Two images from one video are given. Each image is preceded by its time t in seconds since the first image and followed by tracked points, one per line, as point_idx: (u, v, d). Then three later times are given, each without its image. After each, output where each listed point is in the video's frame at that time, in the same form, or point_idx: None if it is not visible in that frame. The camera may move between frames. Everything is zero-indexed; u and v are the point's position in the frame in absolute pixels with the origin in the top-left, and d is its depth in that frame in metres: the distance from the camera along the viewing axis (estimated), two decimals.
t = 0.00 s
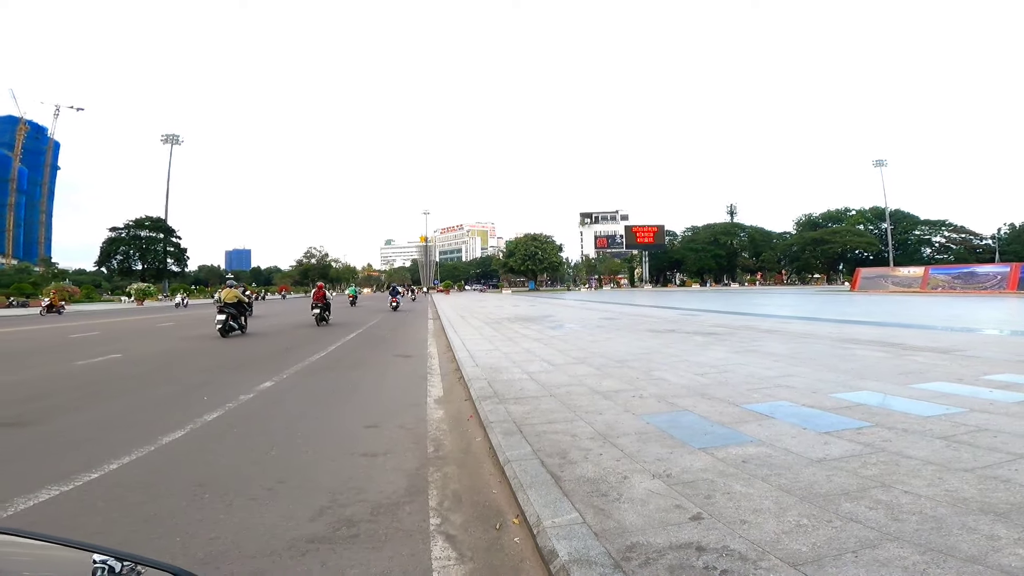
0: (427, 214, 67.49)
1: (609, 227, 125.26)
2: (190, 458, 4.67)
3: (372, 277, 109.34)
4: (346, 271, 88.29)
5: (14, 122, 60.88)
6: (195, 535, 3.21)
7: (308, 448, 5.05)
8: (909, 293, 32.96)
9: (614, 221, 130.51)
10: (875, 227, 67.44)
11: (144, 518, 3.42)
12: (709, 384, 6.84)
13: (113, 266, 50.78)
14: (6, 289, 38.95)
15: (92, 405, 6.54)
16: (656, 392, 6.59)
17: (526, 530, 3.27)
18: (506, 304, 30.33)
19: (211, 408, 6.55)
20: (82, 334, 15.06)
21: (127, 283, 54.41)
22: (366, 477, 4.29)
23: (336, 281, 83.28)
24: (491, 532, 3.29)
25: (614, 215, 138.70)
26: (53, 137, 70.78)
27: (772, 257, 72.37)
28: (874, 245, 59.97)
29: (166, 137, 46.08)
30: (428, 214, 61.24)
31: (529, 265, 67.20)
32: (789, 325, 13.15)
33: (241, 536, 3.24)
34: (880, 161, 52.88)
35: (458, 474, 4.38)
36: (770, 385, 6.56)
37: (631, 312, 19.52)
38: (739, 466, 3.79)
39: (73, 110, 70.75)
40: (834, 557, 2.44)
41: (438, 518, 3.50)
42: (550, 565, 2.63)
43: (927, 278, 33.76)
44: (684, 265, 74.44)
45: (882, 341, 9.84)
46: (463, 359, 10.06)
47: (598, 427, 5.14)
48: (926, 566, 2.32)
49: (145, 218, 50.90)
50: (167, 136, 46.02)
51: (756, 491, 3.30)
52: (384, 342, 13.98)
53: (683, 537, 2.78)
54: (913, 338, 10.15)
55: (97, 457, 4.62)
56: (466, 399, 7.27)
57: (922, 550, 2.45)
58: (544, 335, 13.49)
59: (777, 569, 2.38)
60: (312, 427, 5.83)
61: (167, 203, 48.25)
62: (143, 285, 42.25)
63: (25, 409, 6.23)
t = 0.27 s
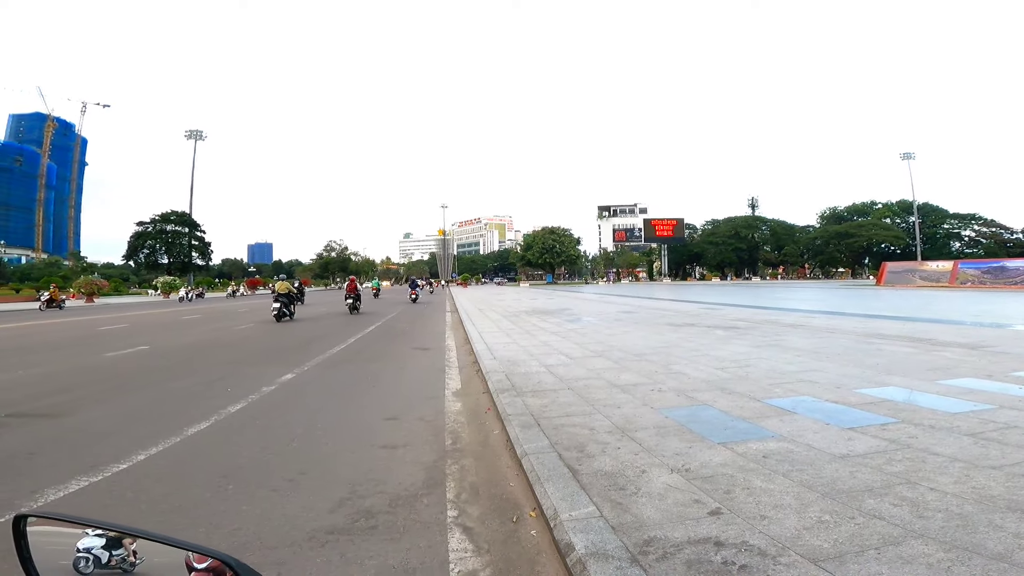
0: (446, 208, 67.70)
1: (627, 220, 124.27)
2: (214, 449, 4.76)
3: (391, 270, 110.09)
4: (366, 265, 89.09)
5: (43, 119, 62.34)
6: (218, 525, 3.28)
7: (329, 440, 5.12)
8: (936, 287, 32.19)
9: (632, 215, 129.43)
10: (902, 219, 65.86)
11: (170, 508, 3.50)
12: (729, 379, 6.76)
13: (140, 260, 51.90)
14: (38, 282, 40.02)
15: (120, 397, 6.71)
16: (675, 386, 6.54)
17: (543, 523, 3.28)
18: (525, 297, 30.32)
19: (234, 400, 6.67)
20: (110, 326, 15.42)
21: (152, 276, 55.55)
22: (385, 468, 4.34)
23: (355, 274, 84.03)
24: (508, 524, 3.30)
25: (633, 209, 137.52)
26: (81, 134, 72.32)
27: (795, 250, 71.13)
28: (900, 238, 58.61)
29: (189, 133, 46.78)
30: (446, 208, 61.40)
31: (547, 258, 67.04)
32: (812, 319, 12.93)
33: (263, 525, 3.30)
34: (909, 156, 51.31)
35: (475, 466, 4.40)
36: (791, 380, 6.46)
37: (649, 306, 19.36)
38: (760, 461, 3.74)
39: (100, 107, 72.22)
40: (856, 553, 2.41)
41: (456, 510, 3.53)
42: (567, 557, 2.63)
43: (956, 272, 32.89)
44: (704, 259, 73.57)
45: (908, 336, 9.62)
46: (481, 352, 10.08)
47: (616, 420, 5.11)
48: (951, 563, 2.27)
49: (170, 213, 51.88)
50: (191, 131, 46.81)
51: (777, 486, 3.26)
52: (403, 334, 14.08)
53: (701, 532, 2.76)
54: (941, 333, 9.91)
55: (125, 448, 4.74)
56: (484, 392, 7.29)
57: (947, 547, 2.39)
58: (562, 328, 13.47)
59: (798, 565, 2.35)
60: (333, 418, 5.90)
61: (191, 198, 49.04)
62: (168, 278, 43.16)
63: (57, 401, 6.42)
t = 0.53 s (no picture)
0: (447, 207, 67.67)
1: (630, 218, 124.07)
2: (217, 448, 4.78)
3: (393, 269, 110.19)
4: (368, 264, 89.19)
5: (46, 121, 62.56)
6: (220, 524, 3.30)
7: (331, 438, 5.13)
8: (939, 283, 32.06)
9: (635, 213, 129.23)
10: (906, 216, 65.61)
11: (173, 507, 3.52)
12: (731, 376, 6.75)
13: (143, 260, 52.08)
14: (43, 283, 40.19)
15: (123, 396, 6.74)
16: (676, 384, 6.53)
17: (543, 521, 3.28)
18: (527, 296, 30.31)
19: (236, 399, 6.69)
20: (114, 326, 15.48)
21: (156, 276, 55.72)
22: (387, 467, 4.35)
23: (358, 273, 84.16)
24: (508, 523, 3.30)
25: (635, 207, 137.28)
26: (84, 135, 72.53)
27: (798, 247, 70.92)
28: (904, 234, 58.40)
29: (191, 133, 46.88)
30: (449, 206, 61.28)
31: (549, 257, 67.00)
32: (814, 316, 12.89)
33: (264, 524, 3.31)
34: (912, 152, 51.11)
35: (476, 464, 4.40)
36: (793, 378, 6.45)
37: (652, 304, 19.34)
38: (761, 459, 3.73)
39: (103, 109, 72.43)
40: (856, 551, 2.40)
41: (456, 508, 3.53)
42: (566, 555, 2.64)
43: (960, 269, 32.75)
44: (707, 256, 73.42)
45: (911, 333, 9.59)
46: (483, 350, 10.09)
47: (617, 418, 5.11)
48: (950, 561, 2.26)
49: (172, 213, 52.03)
50: (192, 132, 46.93)
51: (776, 484, 3.26)
52: (405, 333, 14.10)
53: (700, 529, 2.76)
54: (944, 330, 9.87)
55: (129, 447, 4.76)
56: (486, 390, 7.29)
57: (948, 545, 2.38)
58: (565, 326, 13.46)
59: (797, 563, 2.34)
60: (335, 417, 5.92)
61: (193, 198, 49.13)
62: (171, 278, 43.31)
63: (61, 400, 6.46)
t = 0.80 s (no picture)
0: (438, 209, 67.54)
1: (621, 219, 124.53)
2: (208, 452, 4.74)
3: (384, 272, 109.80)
4: (359, 267, 88.83)
5: (31, 124, 61.86)
6: (211, 528, 3.28)
7: (322, 442, 5.11)
8: (925, 282, 32.46)
9: (625, 214, 129.72)
10: (892, 216, 66.35)
11: (163, 511, 3.49)
12: (721, 376, 6.79)
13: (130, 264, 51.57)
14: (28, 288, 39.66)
15: (112, 401, 6.67)
16: (667, 384, 6.56)
17: (535, 523, 3.29)
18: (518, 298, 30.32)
19: (226, 403, 6.65)
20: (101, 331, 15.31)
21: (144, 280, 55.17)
22: (378, 470, 4.34)
23: (349, 276, 83.79)
24: (501, 524, 3.31)
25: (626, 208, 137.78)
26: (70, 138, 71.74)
27: (787, 247, 71.49)
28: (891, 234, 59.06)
29: (179, 136, 46.51)
30: (439, 209, 61.17)
31: (540, 258, 67.05)
32: (803, 316, 13.00)
33: (254, 527, 3.30)
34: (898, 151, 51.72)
35: (468, 467, 4.40)
36: (782, 377, 6.50)
37: (643, 304, 19.41)
38: (751, 458, 3.76)
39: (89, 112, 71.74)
40: (845, 549, 2.42)
41: (448, 510, 3.53)
42: (558, 556, 2.64)
43: (945, 268, 33.16)
44: (697, 257, 73.81)
45: (898, 332, 9.70)
46: (475, 353, 10.09)
47: (608, 419, 5.13)
48: (938, 559, 2.28)
49: (160, 217, 51.58)
50: (180, 135, 46.58)
51: (766, 483, 3.28)
52: (396, 336, 14.07)
53: (691, 529, 2.78)
54: (931, 329, 9.99)
55: (118, 452, 4.72)
56: (477, 393, 7.29)
57: (934, 544, 2.41)
58: (556, 328, 13.48)
59: (787, 562, 2.36)
60: (326, 421, 5.89)
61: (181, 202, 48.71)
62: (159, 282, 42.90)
63: (48, 405, 6.39)
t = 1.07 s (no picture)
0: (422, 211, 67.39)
1: (605, 220, 125.22)
2: (189, 457, 4.68)
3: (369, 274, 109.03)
4: (343, 269, 88.17)
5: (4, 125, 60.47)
6: (193, 532, 3.24)
7: (306, 445, 5.06)
8: (903, 282, 33.09)
9: (610, 215, 130.60)
10: (871, 217, 67.56)
11: (144, 515, 3.45)
12: (705, 376, 6.86)
13: (108, 268, 50.63)
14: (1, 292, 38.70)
15: (90, 406, 6.55)
16: (652, 384, 6.60)
17: (521, 524, 3.30)
18: (504, 299, 30.30)
19: (207, 407, 6.56)
20: (78, 336, 15.00)
21: (121, 284, 54.12)
22: (363, 473, 4.31)
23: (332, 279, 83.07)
24: (486, 526, 3.30)
25: (610, 210, 138.55)
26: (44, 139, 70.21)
27: (769, 248, 72.40)
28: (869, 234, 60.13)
29: (158, 138, 45.79)
30: (423, 210, 60.95)
31: (525, 260, 67.12)
32: (784, 316, 13.20)
33: (237, 531, 3.26)
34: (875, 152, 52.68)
35: (454, 469, 4.40)
36: (765, 376, 6.58)
37: (627, 305, 19.52)
38: (734, 457, 3.80)
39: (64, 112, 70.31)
40: (826, 548, 2.45)
41: (434, 512, 3.52)
42: (545, 558, 2.65)
43: (922, 267, 33.84)
44: (681, 258, 74.43)
45: (877, 331, 9.87)
46: (460, 355, 10.07)
47: (593, 420, 5.15)
48: (917, 556, 2.31)
49: (139, 219, 50.77)
50: (159, 136, 45.87)
51: (749, 482, 3.32)
52: (381, 339, 13.98)
53: (676, 529, 2.80)
54: (908, 327, 10.19)
55: (96, 457, 4.64)
56: (463, 395, 7.28)
57: (914, 541, 2.43)
58: (541, 329, 13.51)
59: (770, 560, 2.40)
60: (310, 424, 5.84)
61: (160, 204, 47.94)
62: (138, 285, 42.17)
63: (22, 411, 6.25)
